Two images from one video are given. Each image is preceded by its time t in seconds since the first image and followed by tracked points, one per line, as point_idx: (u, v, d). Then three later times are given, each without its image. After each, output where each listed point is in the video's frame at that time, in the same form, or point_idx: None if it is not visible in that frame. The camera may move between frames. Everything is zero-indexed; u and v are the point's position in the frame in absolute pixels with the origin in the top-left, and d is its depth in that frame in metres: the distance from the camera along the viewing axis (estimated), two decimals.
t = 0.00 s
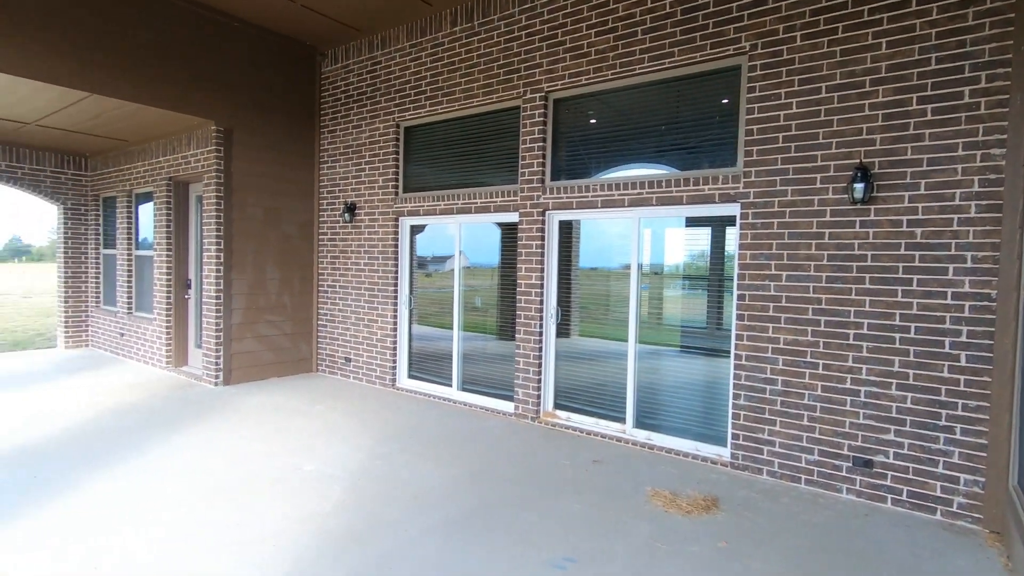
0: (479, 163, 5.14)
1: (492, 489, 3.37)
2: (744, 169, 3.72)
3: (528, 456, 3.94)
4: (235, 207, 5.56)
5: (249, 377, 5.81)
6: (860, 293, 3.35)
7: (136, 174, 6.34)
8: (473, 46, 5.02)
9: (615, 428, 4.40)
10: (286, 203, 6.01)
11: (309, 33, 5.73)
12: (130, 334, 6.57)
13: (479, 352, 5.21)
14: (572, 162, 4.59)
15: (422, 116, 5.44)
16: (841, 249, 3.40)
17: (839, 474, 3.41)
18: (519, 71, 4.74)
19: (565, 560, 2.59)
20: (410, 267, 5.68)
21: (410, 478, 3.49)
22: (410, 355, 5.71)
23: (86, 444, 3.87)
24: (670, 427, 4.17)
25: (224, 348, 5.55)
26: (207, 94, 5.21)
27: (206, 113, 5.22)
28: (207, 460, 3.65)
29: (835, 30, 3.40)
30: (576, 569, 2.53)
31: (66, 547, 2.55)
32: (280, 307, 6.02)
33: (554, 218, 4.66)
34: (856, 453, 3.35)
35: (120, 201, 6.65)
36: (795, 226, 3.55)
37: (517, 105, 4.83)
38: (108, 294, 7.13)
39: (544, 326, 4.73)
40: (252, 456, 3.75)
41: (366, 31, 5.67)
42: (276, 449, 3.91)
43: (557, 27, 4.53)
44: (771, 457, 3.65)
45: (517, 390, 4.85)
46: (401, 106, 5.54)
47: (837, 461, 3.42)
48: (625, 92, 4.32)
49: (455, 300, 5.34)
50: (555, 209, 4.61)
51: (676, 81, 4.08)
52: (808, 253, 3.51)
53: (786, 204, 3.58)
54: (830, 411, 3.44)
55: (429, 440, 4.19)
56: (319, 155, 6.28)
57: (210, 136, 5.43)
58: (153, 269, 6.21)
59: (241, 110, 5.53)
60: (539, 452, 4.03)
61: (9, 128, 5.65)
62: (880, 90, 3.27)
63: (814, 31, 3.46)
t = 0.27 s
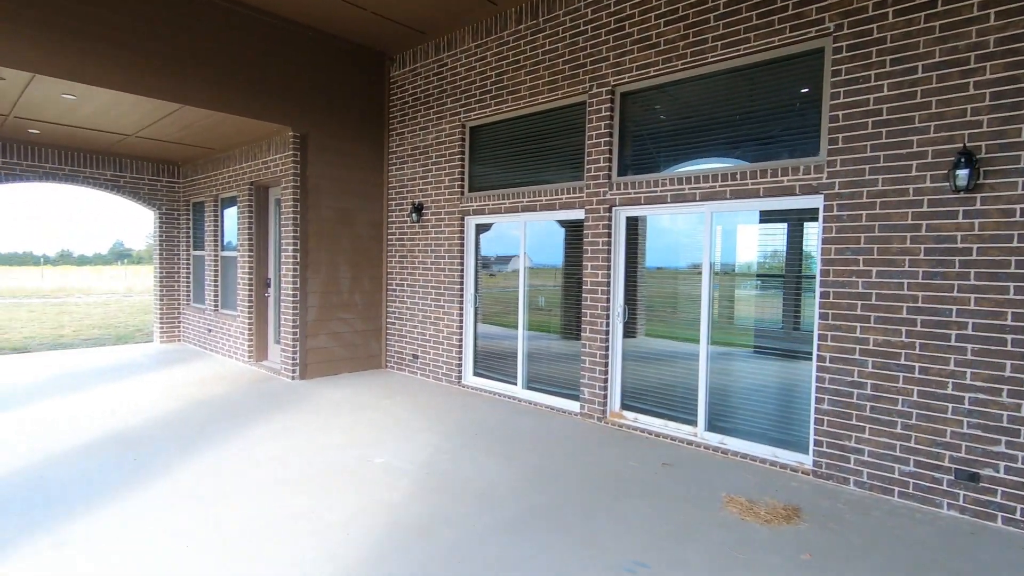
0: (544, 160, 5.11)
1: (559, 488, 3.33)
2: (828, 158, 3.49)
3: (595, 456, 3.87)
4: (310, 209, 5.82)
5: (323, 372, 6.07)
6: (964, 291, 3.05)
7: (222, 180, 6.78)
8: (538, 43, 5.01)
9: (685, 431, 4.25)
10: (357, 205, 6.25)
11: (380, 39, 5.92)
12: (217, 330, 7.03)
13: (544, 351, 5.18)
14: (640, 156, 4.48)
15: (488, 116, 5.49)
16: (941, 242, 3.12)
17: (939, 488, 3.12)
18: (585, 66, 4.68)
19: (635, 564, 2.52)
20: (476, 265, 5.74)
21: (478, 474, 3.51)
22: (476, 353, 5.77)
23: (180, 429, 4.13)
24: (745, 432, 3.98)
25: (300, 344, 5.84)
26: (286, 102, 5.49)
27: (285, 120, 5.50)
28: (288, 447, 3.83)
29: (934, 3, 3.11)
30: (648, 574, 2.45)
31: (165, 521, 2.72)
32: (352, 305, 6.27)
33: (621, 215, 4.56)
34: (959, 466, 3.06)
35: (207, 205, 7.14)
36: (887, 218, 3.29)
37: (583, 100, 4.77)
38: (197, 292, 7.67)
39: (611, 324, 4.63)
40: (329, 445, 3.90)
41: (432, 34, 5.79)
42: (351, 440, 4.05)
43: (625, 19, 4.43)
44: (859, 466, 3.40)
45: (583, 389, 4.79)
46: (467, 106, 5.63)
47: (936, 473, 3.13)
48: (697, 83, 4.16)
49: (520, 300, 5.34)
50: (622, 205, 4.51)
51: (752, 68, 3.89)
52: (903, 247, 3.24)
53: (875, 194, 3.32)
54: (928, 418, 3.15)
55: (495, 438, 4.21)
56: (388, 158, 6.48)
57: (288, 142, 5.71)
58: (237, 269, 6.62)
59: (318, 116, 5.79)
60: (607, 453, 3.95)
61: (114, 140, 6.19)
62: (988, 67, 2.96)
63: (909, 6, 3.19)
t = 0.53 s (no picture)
0: (612, 155, 5.00)
1: (632, 490, 3.23)
2: (929, 141, 3.19)
3: (668, 459, 3.73)
4: (380, 208, 6.00)
5: (392, 367, 6.23)
6: None
7: (299, 183, 7.12)
8: (606, 35, 4.92)
9: (764, 436, 4.02)
10: (425, 204, 6.38)
11: (447, 40, 6.01)
12: (295, 326, 7.39)
13: (612, 350, 5.06)
14: (715, 147, 4.28)
15: (554, 112, 5.45)
16: None
17: None
18: (656, 56, 4.54)
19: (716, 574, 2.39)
20: (542, 263, 5.71)
21: (547, 471, 3.47)
22: (542, 351, 5.74)
23: (264, 414, 4.33)
24: (832, 439, 3.71)
25: (371, 340, 6.03)
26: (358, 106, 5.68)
27: (357, 123, 5.69)
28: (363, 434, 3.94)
29: None
30: None
31: (248, 503, 2.79)
32: (420, 303, 6.40)
33: (694, 208, 4.38)
34: None
35: (286, 207, 7.52)
36: (1002, 206, 2.95)
37: (653, 91, 4.63)
38: (276, 290, 8.10)
39: (684, 322, 4.45)
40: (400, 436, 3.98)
41: (499, 32, 5.82)
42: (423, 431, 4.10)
43: (699, 4, 4.26)
44: (967, 480, 3.08)
45: (653, 390, 4.63)
46: (533, 103, 5.61)
47: None
48: (777, 67, 3.93)
49: (587, 299, 5.25)
50: (695, 198, 4.32)
51: (841, 48, 3.62)
52: (1022, 238, 2.90)
53: (987, 180, 3.00)
54: None
55: (563, 436, 4.15)
56: (455, 157, 6.57)
57: (360, 144, 5.91)
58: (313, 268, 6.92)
59: (388, 118, 5.96)
60: (680, 456, 3.80)
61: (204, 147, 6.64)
62: None
63: None
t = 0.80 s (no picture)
0: (679, 146, 4.82)
1: (706, 495, 3.07)
2: None
3: (742, 464, 3.53)
4: (442, 207, 6.07)
5: (454, 364, 6.29)
6: None
7: (363, 183, 7.31)
8: (673, 22, 4.74)
9: (849, 442, 3.73)
10: (485, 201, 6.40)
11: (507, 36, 5.99)
12: (359, 323, 7.59)
13: (679, 350, 4.88)
14: (793, 133, 4.02)
15: (617, 104, 5.32)
16: None
17: None
18: (728, 40, 4.32)
19: None
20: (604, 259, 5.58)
21: (614, 471, 3.36)
22: (604, 349, 5.61)
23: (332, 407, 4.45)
24: (927, 447, 3.41)
25: (433, 336, 6.10)
26: (420, 105, 5.75)
27: (420, 122, 5.77)
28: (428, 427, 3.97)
29: None
30: None
31: (321, 490, 2.78)
32: (480, 300, 6.42)
33: (770, 199, 4.13)
34: None
35: (350, 208, 7.76)
36: None
37: (724, 78, 4.42)
38: (341, 288, 8.37)
39: (758, 320, 4.20)
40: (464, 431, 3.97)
41: (560, 26, 5.75)
42: (486, 426, 4.08)
43: None
44: None
45: (724, 391, 4.42)
46: (595, 96, 5.51)
47: None
48: (865, 45, 3.65)
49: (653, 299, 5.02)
50: (770, 189, 4.08)
51: (941, 20, 3.31)
52: None
53: None
54: None
55: (629, 436, 4.02)
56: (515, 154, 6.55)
57: (421, 143, 5.99)
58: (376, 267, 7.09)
59: (449, 117, 6.02)
60: (756, 461, 3.59)
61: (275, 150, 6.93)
62: None
63: None
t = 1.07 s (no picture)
0: (751, 134, 4.57)
1: (790, 501, 2.86)
2: None
3: (827, 471, 3.28)
4: (501, 202, 6.04)
5: (513, 361, 6.25)
6: None
7: (423, 181, 7.40)
8: (745, 3, 4.49)
9: (949, 451, 3.40)
10: (545, 196, 6.32)
11: (567, 28, 5.88)
12: (418, 320, 7.69)
13: (752, 349, 4.64)
14: (882, 114, 3.70)
15: (683, 93, 5.11)
16: None
17: None
18: (807, 18, 4.05)
19: None
20: (669, 254, 5.38)
21: (686, 472, 3.20)
22: (669, 347, 5.40)
23: (394, 401, 4.49)
24: None
25: (492, 333, 6.08)
26: (479, 101, 5.73)
27: (479, 118, 5.76)
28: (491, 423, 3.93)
29: None
30: None
31: (389, 483, 2.74)
32: (539, 296, 6.35)
33: (855, 187, 3.82)
34: None
35: (410, 206, 7.87)
36: None
37: (803, 59, 4.14)
38: (400, 286, 8.51)
39: (841, 318, 3.90)
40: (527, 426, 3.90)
41: (621, 14, 5.59)
42: (549, 423, 3.99)
43: None
44: None
45: (802, 392, 4.13)
46: (660, 85, 5.32)
47: None
48: (969, 14, 3.31)
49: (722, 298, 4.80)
50: (856, 175, 3.77)
51: None
52: None
53: None
54: None
55: (700, 437, 3.83)
56: (575, 148, 6.44)
57: (481, 139, 5.98)
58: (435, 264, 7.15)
59: (508, 112, 5.98)
60: (843, 468, 3.32)
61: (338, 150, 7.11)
62: None
63: None
